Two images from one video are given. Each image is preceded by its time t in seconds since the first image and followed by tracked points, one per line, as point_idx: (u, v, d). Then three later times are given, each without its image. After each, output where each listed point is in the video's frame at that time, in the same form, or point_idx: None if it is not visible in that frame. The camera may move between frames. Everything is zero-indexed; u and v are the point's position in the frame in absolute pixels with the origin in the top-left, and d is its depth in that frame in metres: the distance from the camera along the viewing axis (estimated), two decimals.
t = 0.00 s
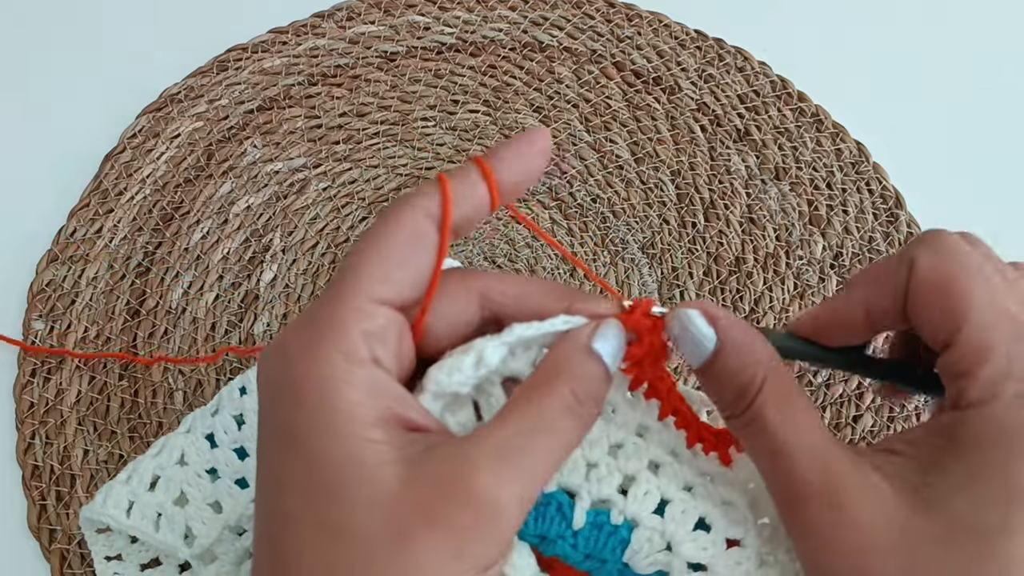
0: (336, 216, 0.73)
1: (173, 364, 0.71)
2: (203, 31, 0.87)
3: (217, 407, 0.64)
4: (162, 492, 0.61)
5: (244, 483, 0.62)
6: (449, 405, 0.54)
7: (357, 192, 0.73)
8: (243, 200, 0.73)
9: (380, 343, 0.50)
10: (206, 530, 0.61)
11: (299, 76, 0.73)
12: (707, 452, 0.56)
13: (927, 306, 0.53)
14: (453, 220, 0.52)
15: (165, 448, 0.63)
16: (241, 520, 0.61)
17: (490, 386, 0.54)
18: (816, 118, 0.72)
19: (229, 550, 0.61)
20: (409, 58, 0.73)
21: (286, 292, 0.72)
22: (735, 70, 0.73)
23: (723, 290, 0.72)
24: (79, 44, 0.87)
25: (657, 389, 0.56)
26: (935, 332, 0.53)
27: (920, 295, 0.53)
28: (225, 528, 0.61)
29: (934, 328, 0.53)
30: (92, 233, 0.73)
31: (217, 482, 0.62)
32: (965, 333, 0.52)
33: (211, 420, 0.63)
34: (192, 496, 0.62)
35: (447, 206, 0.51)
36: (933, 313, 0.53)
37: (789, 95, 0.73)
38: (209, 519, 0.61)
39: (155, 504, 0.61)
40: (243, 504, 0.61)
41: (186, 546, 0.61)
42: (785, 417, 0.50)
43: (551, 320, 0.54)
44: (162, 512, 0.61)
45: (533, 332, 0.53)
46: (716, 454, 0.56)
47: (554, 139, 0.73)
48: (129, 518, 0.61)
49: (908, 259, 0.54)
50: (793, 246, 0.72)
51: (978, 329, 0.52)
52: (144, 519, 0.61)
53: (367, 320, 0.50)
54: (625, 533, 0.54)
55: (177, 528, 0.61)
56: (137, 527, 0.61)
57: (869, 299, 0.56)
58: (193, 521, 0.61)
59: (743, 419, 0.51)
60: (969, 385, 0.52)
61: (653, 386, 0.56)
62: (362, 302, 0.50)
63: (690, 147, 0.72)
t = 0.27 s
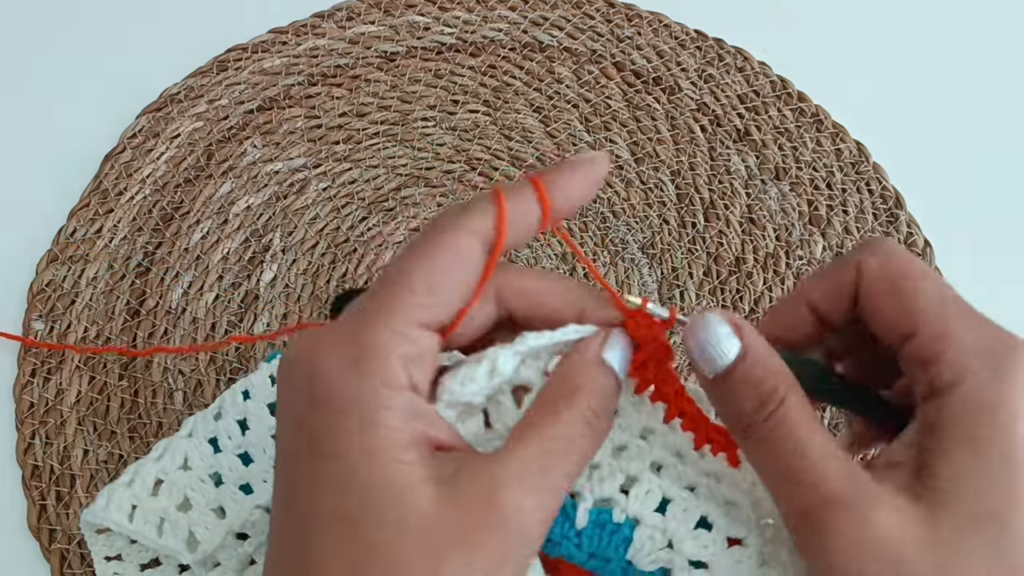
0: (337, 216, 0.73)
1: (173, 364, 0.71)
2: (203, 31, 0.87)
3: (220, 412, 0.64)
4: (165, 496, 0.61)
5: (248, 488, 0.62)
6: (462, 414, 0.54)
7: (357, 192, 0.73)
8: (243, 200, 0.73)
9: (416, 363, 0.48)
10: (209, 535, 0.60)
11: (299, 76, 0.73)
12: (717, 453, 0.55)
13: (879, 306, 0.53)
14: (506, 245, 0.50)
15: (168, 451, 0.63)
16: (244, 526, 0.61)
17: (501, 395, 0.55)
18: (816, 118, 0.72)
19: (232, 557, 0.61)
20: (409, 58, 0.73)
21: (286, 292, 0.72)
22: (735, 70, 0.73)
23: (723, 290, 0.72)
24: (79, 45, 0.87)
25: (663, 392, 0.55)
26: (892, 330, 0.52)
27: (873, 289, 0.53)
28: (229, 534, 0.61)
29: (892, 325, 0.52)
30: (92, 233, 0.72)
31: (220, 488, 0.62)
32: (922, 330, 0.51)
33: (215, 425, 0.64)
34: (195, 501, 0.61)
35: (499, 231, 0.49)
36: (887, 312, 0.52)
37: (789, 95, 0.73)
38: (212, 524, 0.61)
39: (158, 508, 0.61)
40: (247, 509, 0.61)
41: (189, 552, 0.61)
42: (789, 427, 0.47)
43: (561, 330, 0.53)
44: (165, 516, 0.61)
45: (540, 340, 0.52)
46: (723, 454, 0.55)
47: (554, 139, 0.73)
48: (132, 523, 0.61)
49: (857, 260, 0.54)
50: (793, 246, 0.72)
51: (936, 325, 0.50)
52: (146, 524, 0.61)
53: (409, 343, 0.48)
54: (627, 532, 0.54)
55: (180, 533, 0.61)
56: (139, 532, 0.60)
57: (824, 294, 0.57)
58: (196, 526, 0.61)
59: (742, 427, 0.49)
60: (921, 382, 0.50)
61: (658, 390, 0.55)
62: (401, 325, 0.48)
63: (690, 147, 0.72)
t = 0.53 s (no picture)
0: (337, 216, 0.73)
1: (173, 364, 0.71)
2: (203, 31, 0.87)
3: (219, 411, 0.64)
4: (164, 496, 0.61)
5: (247, 488, 0.62)
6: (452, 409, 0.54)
7: (357, 192, 0.73)
8: (243, 200, 0.73)
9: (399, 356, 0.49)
10: (207, 534, 0.61)
11: (299, 76, 0.73)
12: (694, 460, 0.55)
13: (873, 301, 0.55)
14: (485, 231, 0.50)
15: (166, 450, 0.63)
16: (243, 525, 0.61)
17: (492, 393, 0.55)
18: (817, 118, 0.72)
19: (229, 556, 0.62)
20: (409, 58, 0.73)
21: (286, 292, 0.72)
22: (735, 70, 0.73)
23: (723, 290, 0.72)
24: (78, 45, 0.87)
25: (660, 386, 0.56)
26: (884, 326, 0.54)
27: (862, 284, 0.55)
28: (228, 533, 0.61)
29: (885, 319, 0.54)
30: (92, 233, 0.72)
31: (219, 487, 0.62)
32: (917, 325, 0.53)
33: (213, 424, 0.63)
34: (195, 501, 0.62)
35: (479, 215, 0.49)
36: (879, 304, 0.54)
37: (789, 95, 0.73)
38: (211, 523, 0.61)
39: (157, 507, 0.61)
40: (246, 508, 0.62)
41: (188, 552, 0.61)
42: (807, 423, 0.47)
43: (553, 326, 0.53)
44: (164, 515, 0.61)
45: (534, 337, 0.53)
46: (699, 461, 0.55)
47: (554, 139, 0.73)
48: (131, 521, 0.61)
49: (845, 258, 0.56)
50: (793, 246, 0.72)
51: (933, 316, 0.52)
52: (145, 522, 0.61)
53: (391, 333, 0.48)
54: (620, 530, 0.54)
55: (180, 533, 0.61)
56: (138, 531, 0.60)
57: (802, 286, 0.58)
58: (195, 525, 0.61)
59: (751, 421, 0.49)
60: (920, 371, 0.52)
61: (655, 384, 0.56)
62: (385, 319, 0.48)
63: (690, 147, 0.72)
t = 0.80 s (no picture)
0: (337, 216, 0.73)
1: (173, 364, 0.71)
2: (204, 31, 0.87)
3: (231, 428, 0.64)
4: (176, 517, 0.61)
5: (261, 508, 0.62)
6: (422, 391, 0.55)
7: (357, 192, 0.73)
8: (243, 200, 0.73)
9: (347, 311, 0.53)
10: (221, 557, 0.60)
11: (299, 76, 0.73)
12: (686, 442, 0.55)
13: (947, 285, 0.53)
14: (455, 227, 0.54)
15: (175, 465, 0.62)
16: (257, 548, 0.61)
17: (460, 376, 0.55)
18: (817, 118, 0.72)
19: None
20: (409, 58, 0.73)
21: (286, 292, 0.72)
22: (735, 70, 0.73)
23: (723, 290, 0.71)
24: (79, 45, 0.87)
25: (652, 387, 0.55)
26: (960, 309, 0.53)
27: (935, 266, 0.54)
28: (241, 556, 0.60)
29: (960, 308, 0.53)
30: (92, 233, 0.73)
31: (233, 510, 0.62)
32: (990, 309, 0.52)
33: (225, 442, 0.63)
34: (207, 522, 0.61)
35: (450, 212, 0.53)
36: (953, 289, 0.53)
37: (789, 95, 0.73)
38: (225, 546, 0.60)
39: (169, 528, 0.61)
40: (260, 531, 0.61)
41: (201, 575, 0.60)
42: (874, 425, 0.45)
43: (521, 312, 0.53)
44: (176, 537, 0.61)
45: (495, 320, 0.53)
46: (694, 441, 0.55)
47: (554, 139, 0.73)
48: (142, 541, 0.61)
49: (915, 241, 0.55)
50: (793, 246, 0.72)
51: (1009, 308, 0.51)
52: (158, 543, 0.61)
53: (341, 292, 0.52)
54: (606, 539, 0.54)
55: (191, 554, 0.60)
56: (151, 552, 0.61)
57: (878, 273, 0.57)
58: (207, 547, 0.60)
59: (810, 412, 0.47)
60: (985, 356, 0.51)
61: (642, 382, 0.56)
62: (338, 275, 0.52)
63: (690, 147, 0.72)
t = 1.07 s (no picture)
0: (337, 216, 0.73)
1: (173, 364, 0.71)
2: (204, 32, 0.87)
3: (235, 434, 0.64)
4: (178, 521, 0.61)
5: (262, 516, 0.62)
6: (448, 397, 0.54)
7: (357, 192, 0.73)
8: (243, 200, 0.73)
9: (383, 311, 0.54)
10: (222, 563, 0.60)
11: (299, 76, 0.73)
12: (710, 468, 0.55)
13: (844, 310, 0.56)
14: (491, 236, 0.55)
15: (179, 469, 0.62)
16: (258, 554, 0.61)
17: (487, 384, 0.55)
18: (816, 118, 0.72)
19: None
20: (409, 58, 0.73)
21: (286, 292, 0.72)
22: (735, 70, 0.73)
23: (723, 291, 0.71)
24: (78, 45, 0.87)
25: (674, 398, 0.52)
26: (860, 331, 0.56)
27: (824, 297, 0.57)
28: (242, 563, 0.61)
29: (859, 326, 0.56)
30: (92, 233, 0.73)
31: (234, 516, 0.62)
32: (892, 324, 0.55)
33: (230, 449, 0.63)
34: (208, 528, 0.61)
35: (485, 222, 0.54)
36: (852, 312, 0.56)
37: (789, 95, 0.73)
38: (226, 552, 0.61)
39: (170, 533, 0.61)
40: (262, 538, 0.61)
41: None
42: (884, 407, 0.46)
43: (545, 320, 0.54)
44: (177, 541, 0.61)
45: (526, 325, 0.54)
46: (717, 466, 0.55)
47: (554, 139, 0.73)
48: (142, 544, 0.61)
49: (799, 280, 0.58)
50: (793, 246, 0.72)
51: (908, 318, 0.55)
52: (158, 547, 0.61)
53: (378, 291, 0.54)
54: (623, 549, 0.54)
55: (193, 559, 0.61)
56: (152, 556, 0.60)
57: (765, 305, 0.58)
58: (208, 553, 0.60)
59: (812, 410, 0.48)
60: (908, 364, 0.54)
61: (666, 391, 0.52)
62: (375, 276, 0.55)
63: (690, 147, 0.72)
